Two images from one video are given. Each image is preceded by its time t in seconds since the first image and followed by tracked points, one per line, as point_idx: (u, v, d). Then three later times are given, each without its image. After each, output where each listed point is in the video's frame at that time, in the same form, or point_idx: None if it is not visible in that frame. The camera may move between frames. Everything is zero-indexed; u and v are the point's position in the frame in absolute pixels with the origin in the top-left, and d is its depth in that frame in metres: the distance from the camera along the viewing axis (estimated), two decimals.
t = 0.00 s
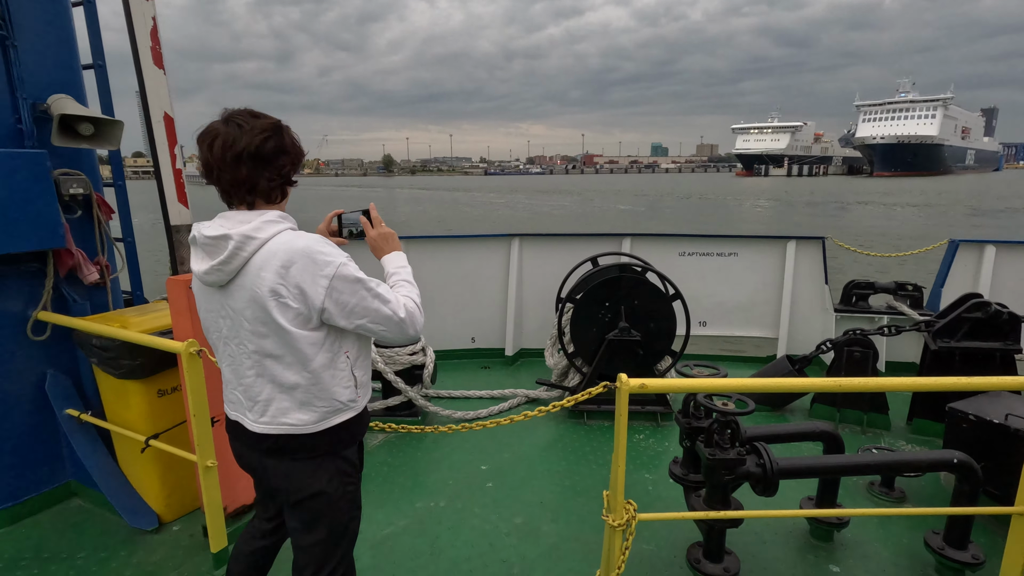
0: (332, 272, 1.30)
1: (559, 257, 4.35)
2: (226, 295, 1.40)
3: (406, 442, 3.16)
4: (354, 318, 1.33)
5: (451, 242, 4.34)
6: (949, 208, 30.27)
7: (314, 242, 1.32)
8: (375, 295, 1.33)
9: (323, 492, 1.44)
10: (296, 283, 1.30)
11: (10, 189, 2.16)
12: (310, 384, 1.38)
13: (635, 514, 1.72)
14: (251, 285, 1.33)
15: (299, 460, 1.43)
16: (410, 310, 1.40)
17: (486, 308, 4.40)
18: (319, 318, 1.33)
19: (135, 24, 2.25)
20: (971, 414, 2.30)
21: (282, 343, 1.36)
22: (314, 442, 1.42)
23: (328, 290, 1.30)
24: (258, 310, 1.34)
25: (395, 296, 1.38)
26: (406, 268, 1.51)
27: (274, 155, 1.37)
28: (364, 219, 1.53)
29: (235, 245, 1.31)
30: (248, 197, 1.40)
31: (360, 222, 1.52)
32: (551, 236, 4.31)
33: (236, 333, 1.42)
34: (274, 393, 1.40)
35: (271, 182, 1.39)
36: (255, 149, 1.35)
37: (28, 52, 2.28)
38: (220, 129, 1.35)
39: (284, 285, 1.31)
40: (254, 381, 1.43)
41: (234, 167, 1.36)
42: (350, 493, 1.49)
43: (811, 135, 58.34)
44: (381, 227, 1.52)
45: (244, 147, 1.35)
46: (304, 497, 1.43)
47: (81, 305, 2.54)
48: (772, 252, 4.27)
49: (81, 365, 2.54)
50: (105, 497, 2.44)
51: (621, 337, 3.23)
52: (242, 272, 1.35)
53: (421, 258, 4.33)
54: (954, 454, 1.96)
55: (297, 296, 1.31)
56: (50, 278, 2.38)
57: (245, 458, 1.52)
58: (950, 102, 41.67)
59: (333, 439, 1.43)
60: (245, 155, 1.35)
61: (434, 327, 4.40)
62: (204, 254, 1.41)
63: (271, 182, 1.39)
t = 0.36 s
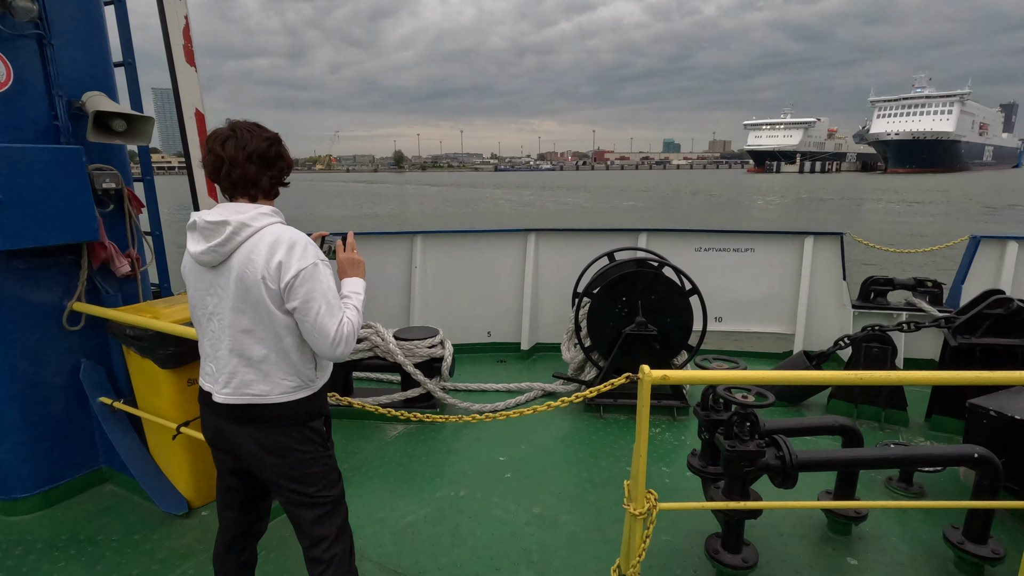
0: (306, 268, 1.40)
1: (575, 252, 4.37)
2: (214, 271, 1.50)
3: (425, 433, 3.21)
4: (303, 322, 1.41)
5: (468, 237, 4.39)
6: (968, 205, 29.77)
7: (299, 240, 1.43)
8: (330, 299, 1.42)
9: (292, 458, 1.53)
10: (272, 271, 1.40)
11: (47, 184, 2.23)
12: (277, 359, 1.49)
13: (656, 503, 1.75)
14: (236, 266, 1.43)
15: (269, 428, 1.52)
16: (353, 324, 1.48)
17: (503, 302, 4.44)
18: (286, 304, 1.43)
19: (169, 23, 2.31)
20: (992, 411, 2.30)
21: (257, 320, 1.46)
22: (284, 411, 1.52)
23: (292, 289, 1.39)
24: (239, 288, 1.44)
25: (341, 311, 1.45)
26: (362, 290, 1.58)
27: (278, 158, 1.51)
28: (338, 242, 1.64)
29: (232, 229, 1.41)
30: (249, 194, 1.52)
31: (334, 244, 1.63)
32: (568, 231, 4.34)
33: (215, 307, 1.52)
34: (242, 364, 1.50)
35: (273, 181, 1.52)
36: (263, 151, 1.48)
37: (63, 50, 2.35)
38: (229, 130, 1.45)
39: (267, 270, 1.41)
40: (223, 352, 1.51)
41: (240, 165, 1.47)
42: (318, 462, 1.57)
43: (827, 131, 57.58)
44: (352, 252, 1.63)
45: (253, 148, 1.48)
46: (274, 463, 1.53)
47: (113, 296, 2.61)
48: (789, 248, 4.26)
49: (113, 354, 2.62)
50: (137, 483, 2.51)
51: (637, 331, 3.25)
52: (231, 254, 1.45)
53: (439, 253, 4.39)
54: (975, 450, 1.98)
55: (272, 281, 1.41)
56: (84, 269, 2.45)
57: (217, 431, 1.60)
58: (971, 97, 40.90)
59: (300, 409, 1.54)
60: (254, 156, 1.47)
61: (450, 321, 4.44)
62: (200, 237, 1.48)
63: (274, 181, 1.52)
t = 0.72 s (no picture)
0: (312, 236, 1.51)
1: (595, 250, 4.37)
2: (210, 249, 1.52)
3: (447, 429, 3.23)
4: (312, 282, 1.47)
5: (488, 236, 4.40)
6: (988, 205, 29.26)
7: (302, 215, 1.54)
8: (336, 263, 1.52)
9: (292, 441, 1.58)
10: (280, 240, 1.49)
11: (86, 180, 2.27)
12: (278, 329, 1.52)
13: (687, 501, 1.75)
14: (241, 237, 1.49)
15: (267, 413, 1.55)
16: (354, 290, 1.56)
17: (522, 301, 4.45)
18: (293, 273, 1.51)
19: (204, 23, 2.34)
20: None
21: (258, 290, 1.50)
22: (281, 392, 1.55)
23: (299, 252, 1.49)
24: (243, 259, 1.48)
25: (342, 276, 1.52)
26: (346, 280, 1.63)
27: (275, 168, 1.61)
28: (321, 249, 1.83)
29: (237, 205, 1.49)
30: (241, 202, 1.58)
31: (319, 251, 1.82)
32: (588, 230, 4.34)
33: (209, 283, 1.52)
34: (240, 337, 1.51)
35: (268, 187, 1.59)
36: (261, 161, 1.59)
37: (99, 49, 2.39)
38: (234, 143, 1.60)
39: (274, 240, 1.49)
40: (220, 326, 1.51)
41: (238, 171, 1.57)
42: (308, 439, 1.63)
43: (843, 129, 56.87)
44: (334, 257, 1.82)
45: (252, 158, 1.59)
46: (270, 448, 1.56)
47: (145, 291, 2.65)
48: (812, 247, 4.22)
49: (144, 349, 2.67)
50: (168, 474, 2.56)
51: (659, 330, 3.25)
52: (233, 230, 1.50)
53: (458, 251, 4.41)
54: (1011, 451, 1.95)
55: (280, 249, 1.48)
56: (118, 265, 2.50)
57: (204, 415, 1.60)
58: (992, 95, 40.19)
59: (296, 391, 1.58)
60: (253, 163, 1.58)
61: (470, 319, 4.46)
62: (198, 220, 1.52)
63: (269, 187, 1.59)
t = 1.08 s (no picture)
0: (317, 254, 1.48)
1: (614, 252, 4.36)
2: (209, 257, 1.50)
3: (466, 430, 3.24)
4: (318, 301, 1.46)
5: (506, 237, 4.41)
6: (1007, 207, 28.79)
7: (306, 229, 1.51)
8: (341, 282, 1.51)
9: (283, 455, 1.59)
10: (282, 255, 1.45)
11: (119, 181, 2.31)
12: (271, 345, 1.50)
13: (716, 503, 1.74)
14: (242, 252, 1.46)
15: (262, 425, 1.56)
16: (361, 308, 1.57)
17: (539, 302, 4.45)
18: (294, 289, 1.48)
19: (236, 25, 2.38)
20: None
21: (259, 307, 1.48)
22: (277, 410, 1.55)
23: (304, 269, 1.46)
24: (244, 275, 1.46)
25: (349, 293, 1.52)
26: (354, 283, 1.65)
27: (259, 159, 1.53)
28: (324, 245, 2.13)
29: (240, 215, 1.46)
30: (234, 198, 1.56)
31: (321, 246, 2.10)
32: (605, 231, 4.33)
33: (205, 290, 1.51)
34: (235, 350, 1.50)
35: (255, 184, 1.53)
36: (243, 153, 1.51)
37: (131, 52, 2.43)
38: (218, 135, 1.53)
39: (275, 255, 1.46)
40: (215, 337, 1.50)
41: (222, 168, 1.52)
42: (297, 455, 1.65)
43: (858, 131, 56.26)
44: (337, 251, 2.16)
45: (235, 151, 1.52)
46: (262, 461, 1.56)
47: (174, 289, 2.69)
48: (833, 250, 4.19)
49: (171, 346, 2.71)
50: (194, 470, 2.60)
51: (680, 332, 3.24)
52: (233, 240, 1.47)
53: (476, 252, 4.43)
54: None
55: (281, 266, 1.46)
56: (147, 264, 2.54)
57: (198, 419, 1.60)
58: (1010, 96, 39.60)
59: (292, 407, 1.59)
60: (229, 161, 1.50)
61: (487, 320, 4.47)
62: (198, 226, 1.49)
63: (257, 184, 1.54)
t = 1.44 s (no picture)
0: (265, 257, 1.46)
1: (626, 255, 4.37)
2: (184, 279, 1.57)
3: (480, 432, 3.26)
4: (289, 293, 1.49)
5: (519, 240, 4.44)
6: (1021, 211, 28.47)
7: (247, 235, 1.47)
8: (303, 272, 1.48)
9: (270, 444, 1.60)
10: (232, 268, 1.46)
11: (145, 185, 2.36)
12: (253, 347, 1.56)
13: (735, 507, 1.74)
14: (201, 270, 1.49)
15: (252, 412, 1.59)
16: (355, 272, 1.56)
17: (551, 305, 4.47)
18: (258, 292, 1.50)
19: (261, 33, 2.43)
20: None
21: (232, 316, 1.53)
22: (262, 399, 1.58)
23: (260, 271, 1.46)
24: (209, 292, 1.50)
25: (329, 268, 1.52)
26: (364, 235, 1.64)
27: (207, 165, 1.50)
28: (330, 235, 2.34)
29: (187, 237, 1.47)
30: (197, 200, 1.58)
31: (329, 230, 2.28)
32: (618, 235, 4.35)
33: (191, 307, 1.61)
34: (222, 359, 1.57)
35: (207, 188, 1.53)
36: (192, 159, 1.50)
37: (156, 59, 2.48)
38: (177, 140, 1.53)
39: (227, 266, 1.47)
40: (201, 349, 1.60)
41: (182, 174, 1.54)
42: (292, 445, 1.65)
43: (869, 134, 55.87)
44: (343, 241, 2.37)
45: (186, 158, 1.51)
46: (254, 448, 1.61)
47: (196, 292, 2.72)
48: (847, 254, 4.17)
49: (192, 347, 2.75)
50: (213, 470, 2.63)
51: (694, 336, 3.24)
52: (193, 262, 1.52)
53: (489, 255, 4.46)
54: None
55: (234, 279, 1.47)
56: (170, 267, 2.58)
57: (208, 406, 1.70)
58: None
59: (279, 396, 1.60)
60: (180, 168, 1.52)
61: (499, 323, 4.50)
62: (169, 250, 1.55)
63: (209, 188, 1.53)
